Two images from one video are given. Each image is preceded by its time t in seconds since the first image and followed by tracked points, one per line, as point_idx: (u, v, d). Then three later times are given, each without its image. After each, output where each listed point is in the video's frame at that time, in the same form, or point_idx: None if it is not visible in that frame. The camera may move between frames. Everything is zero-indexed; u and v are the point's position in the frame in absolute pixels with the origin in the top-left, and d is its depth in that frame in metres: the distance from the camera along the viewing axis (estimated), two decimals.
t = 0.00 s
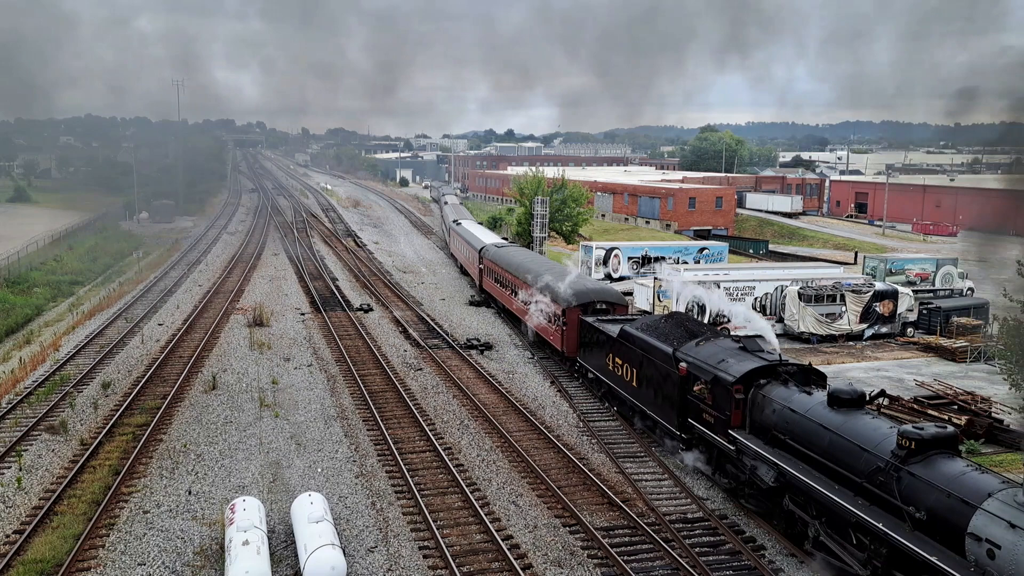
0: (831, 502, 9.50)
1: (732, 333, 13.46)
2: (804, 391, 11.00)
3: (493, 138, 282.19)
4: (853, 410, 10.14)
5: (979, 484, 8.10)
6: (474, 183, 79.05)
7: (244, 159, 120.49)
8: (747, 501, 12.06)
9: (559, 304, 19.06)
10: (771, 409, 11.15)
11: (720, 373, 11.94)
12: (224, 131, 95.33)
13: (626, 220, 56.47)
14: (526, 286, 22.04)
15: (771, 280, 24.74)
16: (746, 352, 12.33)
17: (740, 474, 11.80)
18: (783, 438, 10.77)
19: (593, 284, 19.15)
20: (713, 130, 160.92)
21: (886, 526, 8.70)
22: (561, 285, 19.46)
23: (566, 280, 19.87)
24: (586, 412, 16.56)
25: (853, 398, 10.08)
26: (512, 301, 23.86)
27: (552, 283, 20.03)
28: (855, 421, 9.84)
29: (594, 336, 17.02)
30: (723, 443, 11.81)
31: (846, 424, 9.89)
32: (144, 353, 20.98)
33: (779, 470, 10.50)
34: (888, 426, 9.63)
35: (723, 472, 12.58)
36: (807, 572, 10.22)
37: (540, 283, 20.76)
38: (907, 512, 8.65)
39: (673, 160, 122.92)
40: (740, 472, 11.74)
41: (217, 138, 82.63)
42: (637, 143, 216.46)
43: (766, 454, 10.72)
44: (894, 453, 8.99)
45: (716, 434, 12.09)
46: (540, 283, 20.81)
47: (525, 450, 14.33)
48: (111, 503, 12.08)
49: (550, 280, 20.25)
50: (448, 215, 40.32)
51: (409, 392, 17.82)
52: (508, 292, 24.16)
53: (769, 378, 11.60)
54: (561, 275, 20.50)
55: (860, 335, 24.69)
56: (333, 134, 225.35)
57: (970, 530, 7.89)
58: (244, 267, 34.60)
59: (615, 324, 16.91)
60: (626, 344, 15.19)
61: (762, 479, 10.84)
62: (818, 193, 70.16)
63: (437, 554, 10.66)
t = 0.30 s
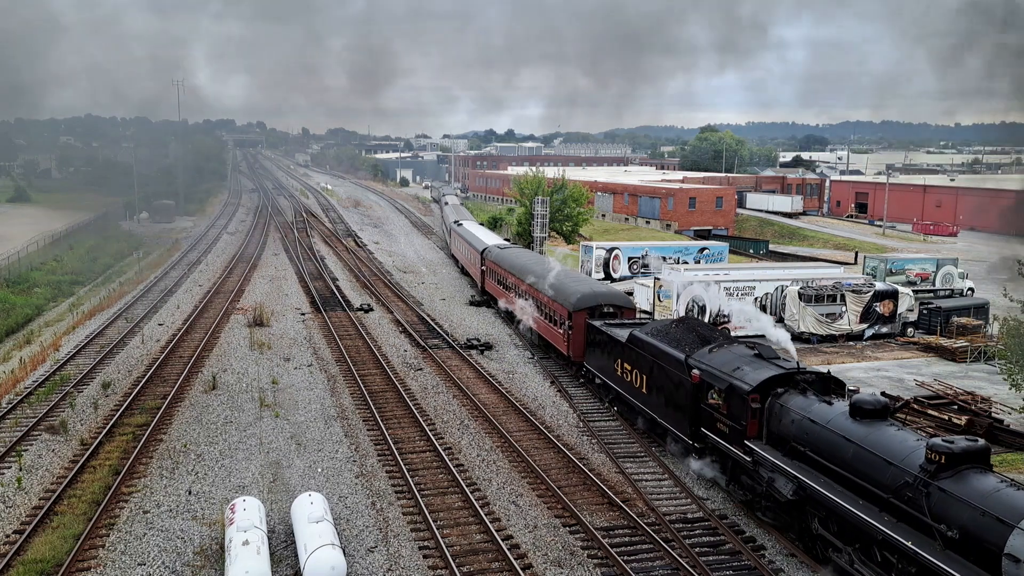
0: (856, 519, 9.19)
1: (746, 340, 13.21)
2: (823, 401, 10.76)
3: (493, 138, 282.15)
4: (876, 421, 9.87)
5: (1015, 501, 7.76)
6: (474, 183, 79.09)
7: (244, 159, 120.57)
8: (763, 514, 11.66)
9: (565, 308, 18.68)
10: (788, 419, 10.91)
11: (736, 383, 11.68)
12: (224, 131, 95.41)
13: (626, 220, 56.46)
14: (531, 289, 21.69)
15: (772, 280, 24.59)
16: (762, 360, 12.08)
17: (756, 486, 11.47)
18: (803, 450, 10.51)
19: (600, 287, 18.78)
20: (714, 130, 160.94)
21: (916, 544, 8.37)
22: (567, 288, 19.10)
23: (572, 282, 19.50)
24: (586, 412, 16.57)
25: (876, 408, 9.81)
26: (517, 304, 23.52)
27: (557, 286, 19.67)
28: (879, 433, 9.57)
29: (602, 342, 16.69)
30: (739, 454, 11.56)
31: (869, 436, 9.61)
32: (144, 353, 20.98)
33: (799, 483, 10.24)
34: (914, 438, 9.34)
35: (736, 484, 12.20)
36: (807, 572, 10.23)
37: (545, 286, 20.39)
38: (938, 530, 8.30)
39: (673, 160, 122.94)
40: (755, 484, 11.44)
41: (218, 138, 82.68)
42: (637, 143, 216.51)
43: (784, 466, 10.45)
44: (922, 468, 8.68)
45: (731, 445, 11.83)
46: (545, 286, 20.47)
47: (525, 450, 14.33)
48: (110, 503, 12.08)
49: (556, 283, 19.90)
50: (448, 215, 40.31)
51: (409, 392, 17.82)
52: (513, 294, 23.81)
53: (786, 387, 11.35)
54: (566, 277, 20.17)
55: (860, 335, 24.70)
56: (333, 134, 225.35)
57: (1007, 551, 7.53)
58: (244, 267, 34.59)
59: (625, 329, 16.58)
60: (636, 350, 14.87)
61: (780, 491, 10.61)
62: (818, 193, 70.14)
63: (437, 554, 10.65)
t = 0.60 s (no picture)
0: (883, 537, 8.78)
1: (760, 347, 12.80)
2: (844, 411, 10.35)
3: (493, 138, 282.19)
4: (901, 432, 9.46)
5: None
6: (474, 183, 79.11)
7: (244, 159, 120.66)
8: (780, 527, 11.30)
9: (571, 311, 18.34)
10: (809, 431, 10.48)
11: (752, 392, 11.25)
12: (224, 131, 95.45)
13: (626, 221, 56.46)
14: (536, 291, 21.35)
15: (772, 280, 24.40)
16: (777, 367, 11.67)
17: (773, 499, 11.13)
18: (824, 463, 10.12)
19: (608, 290, 18.46)
20: (713, 130, 160.94)
21: (947, 565, 7.98)
22: (573, 290, 18.77)
23: (579, 285, 19.15)
24: (586, 412, 16.57)
25: (902, 419, 9.38)
26: (521, 307, 23.20)
27: (563, 289, 19.34)
28: (906, 445, 9.16)
29: (611, 346, 16.26)
30: (756, 466, 11.15)
31: (895, 449, 9.19)
32: (144, 353, 20.98)
33: (820, 497, 9.85)
34: (942, 451, 8.96)
35: (754, 497, 11.79)
36: (807, 572, 10.25)
37: (551, 289, 20.03)
38: (971, 550, 7.92)
39: (672, 160, 123.01)
40: (773, 497, 11.05)
41: (218, 137, 82.69)
42: (636, 143, 216.60)
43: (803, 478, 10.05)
44: (954, 483, 8.30)
45: (746, 455, 11.43)
46: (550, 289, 20.14)
47: (525, 450, 14.33)
48: (110, 502, 12.08)
49: (561, 285, 19.57)
50: (448, 216, 40.31)
51: (409, 392, 17.82)
52: (517, 299, 23.54)
53: (805, 397, 10.95)
54: (573, 280, 19.84)
55: (860, 335, 24.71)
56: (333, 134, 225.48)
57: None
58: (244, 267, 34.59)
59: (633, 333, 16.18)
60: (646, 355, 14.47)
61: (800, 505, 10.15)
62: (818, 193, 70.09)
63: (437, 554, 10.65)
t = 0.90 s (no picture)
0: (913, 557, 8.44)
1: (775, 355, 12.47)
2: (868, 422, 9.99)
3: (494, 138, 282.34)
4: (928, 445, 9.12)
5: None
6: (474, 183, 79.15)
7: (245, 159, 120.76)
8: (800, 543, 10.82)
9: (578, 315, 17.98)
10: (830, 442, 10.12)
11: (769, 401, 10.91)
12: (225, 131, 95.51)
13: (626, 221, 56.48)
14: (541, 294, 21.02)
15: (772, 280, 24.43)
16: (795, 376, 11.32)
17: (794, 513, 10.69)
18: (847, 476, 9.76)
19: (614, 293, 18.13)
20: (714, 130, 160.90)
21: None
22: (580, 293, 18.45)
23: (585, 288, 18.83)
24: (586, 412, 16.57)
25: (930, 432, 9.04)
26: (524, 310, 22.89)
27: (569, 292, 19.03)
28: (935, 459, 8.82)
29: (618, 352, 15.86)
30: (774, 479, 10.81)
31: (924, 463, 8.86)
32: (144, 353, 20.98)
33: (843, 513, 9.48)
34: (973, 466, 8.63)
35: (773, 510, 11.40)
36: (807, 572, 10.25)
37: (556, 292, 19.71)
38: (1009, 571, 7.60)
39: (673, 160, 123.06)
40: (792, 511, 10.69)
41: (217, 137, 82.73)
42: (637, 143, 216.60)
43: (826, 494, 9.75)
44: (988, 501, 7.98)
45: (765, 468, 11.07)
46: (556, 292, 19.82)
47: (525, 450, 14.33)
48: (110, 503, 12.08)
49: (567, 288, 19.25)
50: (448, 216, 40.31)
51: (409, 392, 17.82)
52: (521, 301, 23.23)
53: (825, 407, 10.57)
54: (579, 282, 19.54)
55: (860, 335, 24.72)
56: (333, 134, 225.48)
57: None
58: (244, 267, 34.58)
59: (642, 337, 15.79)
60: (656, 361, 14.09)
61: (820, 520, 9.85)
62: (818, 193, 70.01)
63: (437, 554, 10.66)
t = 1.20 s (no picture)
0: None
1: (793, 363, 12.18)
2: (892, 434, 9.70)
3: (493, 138, 282.28)
4: (959, 460, 8.81)
5: None
6: (474, 183, 79.14)
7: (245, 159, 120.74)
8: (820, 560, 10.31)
9: (585, 319, 17.30)
10: (854, 455, 9.81)
11: (789, 411, 10.61)
12: (224, 131, 95.46)
13: (626, 221, 56.48)
14: (546, 297, 20.38)
15: (772, 280, 24.43)
16: (814, 386, 11.02)
17: (813, 527, 10.25)
18: (873, 491, 9.44)
19: (623, 296, 17.45)
20: (714, 130, 160.82)
21: None
22: (587, 296, 17.78)
23: (592, 290, 18.17)
24: (586, 412, 16.57)
25: (960, 446, 8.74)
26: (528, 312, 22.28)
27: (576, 294, 18.35)
28: (967, 475, 8.52)
29: (626, 358, 15.49)
30: (794, 492, 10.45)
31: (955, 479, 8.55)
32: (144, 353, 20.97)
33: (869, 529, 9.17)
34: (1007, 482, 8.32)
35: (791, 524, 10.97)
36: (807, 572, 10.24)
37: (563, 295, 19.06)
38: None
39: (672, 160, 123.04)
40: (812, 526, 10.29)
41: (217, 137, 82.72)
42: (637, 143, 216.55)
43: (849, 509, 9.45)
44: None
45: (784, 480, 10.70)
46: (562, 294, 19.17)
47: (525, 450, 14.33)
48: (111, 503, 12.07)
49: (574, 290, 18.55)
50: (448, 216, 40.29)
51: (409, 392, 17.82)
52: (525, 303, 22.67)
53: (848, 418, 10.27)
54: (585, 285, 18.88)
55: (860, 336, 24.74)
56: (333, 134, 225.40)
57: None
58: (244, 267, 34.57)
59: (652, 343, 15.34)
60: (666, 367, 13.74)
61: (843, 536, 9.51)
62: (818, 193, 69.98)
63: (437, 554, 10.65)
